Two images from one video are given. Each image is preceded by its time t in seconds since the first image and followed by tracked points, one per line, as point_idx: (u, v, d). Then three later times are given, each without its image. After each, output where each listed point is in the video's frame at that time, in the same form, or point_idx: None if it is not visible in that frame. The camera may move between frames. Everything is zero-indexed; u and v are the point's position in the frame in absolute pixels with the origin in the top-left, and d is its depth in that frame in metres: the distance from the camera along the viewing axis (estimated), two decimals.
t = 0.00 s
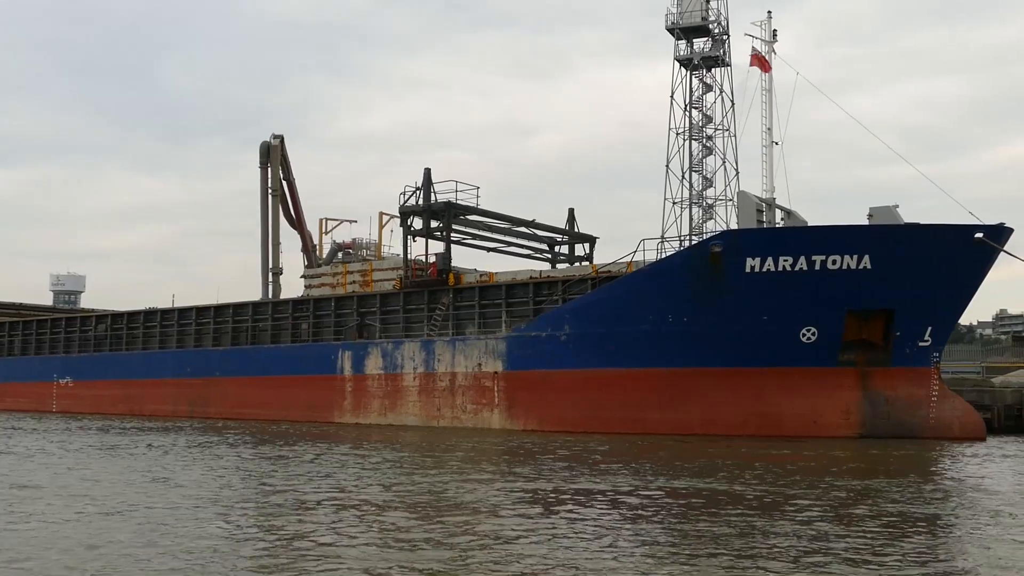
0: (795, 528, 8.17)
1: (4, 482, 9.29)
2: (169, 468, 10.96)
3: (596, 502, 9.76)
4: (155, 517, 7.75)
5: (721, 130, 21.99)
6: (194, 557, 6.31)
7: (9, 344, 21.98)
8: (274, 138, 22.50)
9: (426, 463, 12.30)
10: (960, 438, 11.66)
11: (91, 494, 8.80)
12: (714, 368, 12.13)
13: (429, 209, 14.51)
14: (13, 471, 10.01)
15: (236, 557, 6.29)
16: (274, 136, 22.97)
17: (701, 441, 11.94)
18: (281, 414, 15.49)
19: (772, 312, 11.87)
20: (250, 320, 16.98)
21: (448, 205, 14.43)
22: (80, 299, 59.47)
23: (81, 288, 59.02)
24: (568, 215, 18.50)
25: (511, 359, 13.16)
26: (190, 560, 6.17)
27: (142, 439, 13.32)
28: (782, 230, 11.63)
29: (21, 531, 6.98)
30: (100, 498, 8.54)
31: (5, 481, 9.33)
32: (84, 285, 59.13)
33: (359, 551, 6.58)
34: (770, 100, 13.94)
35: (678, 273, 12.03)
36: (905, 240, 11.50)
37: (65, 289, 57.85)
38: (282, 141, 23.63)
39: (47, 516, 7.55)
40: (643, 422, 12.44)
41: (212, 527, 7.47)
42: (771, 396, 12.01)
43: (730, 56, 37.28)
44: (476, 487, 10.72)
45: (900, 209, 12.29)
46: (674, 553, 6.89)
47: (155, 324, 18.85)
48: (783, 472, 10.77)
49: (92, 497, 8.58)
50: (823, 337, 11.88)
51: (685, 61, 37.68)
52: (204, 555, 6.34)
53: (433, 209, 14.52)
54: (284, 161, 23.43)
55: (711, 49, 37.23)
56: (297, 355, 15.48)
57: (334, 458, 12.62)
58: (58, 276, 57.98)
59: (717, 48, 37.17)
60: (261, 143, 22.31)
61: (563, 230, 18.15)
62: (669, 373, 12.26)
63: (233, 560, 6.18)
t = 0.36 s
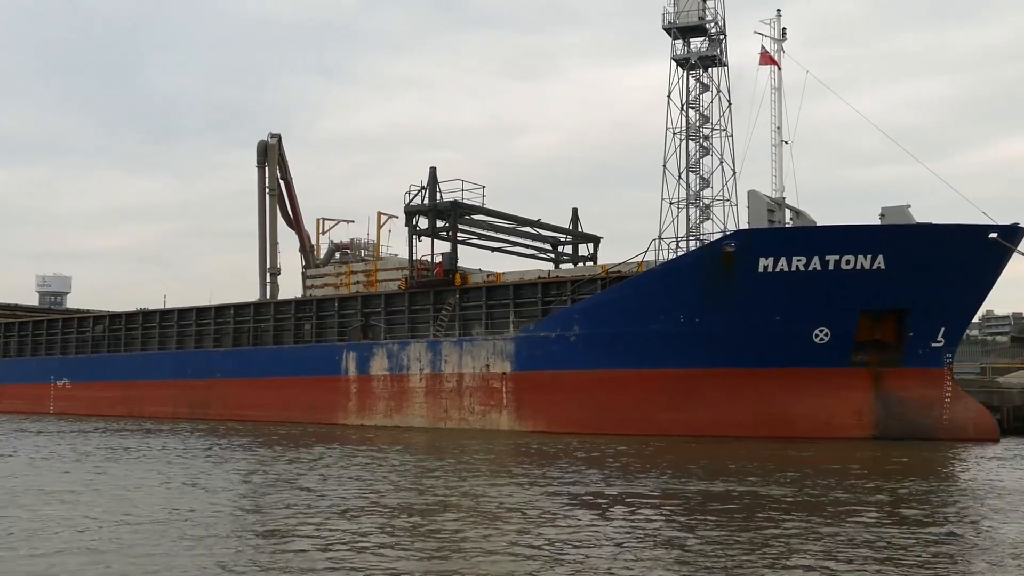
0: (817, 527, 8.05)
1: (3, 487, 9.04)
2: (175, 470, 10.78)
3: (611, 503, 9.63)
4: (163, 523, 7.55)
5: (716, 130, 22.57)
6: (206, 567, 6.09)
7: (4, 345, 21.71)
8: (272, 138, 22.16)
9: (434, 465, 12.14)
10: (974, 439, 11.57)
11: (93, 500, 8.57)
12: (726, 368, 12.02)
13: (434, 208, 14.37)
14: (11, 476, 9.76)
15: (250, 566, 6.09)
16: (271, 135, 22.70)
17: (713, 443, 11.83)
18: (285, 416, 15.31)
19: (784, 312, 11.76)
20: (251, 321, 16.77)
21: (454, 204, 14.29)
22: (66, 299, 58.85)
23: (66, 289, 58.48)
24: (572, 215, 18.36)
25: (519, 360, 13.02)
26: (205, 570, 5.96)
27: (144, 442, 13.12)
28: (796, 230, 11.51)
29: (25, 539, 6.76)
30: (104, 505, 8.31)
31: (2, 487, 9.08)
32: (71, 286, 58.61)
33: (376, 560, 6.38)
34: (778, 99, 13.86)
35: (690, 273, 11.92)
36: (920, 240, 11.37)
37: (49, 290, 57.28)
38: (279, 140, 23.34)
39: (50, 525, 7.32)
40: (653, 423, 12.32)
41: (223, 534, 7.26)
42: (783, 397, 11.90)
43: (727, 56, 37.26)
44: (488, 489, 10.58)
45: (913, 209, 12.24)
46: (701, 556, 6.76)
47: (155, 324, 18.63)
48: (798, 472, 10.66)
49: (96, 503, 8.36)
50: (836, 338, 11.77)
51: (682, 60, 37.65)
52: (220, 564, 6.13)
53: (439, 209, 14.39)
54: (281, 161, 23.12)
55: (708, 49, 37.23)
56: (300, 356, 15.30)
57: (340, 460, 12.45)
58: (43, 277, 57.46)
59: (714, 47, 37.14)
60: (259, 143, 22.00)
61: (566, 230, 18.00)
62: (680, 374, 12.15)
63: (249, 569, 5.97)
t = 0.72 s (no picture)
0: (841, 529, 7.97)
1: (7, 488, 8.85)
2: (184, 470, 10.62)
3: (628, 503, 9.52)
4: (176, 525, 7.38)
5: (715, 128, 24.16)
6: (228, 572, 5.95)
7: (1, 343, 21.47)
8: (272, 134, 21.86)
9: (445, 465, 12.00)
10: (988, 439, 11.50)
11: (102, 501, 8.39)
12: (740, 368, 11.92)
13: (442, 205, 14.22)
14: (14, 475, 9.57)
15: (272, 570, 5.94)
16: (271, 131, 22.44)
17: (726, 443, 11.73)
18: (290, 415, 15.14)
19: (799, 311, 11.66)
20: (255, 319, 16.59)
21: (463, 202, 14.14)
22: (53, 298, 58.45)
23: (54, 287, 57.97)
24: (576, 213, 18.23)
25: (530, 359, 12.90)
26: (226, 575, 5.80)
27: (150, 442, 12.96)
28: (812, 228, 11.41)
29: (37, 543, 6.59)
30: (113, 507, 8.14)
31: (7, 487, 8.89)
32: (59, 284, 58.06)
33: (398, 563, 6.23)
34: (789, 96, 13.76)
35: (705, 271, 11.80)
36: (937, 238, 11.27)
37: (38, 287, 56.78)
38: (279, 136, 23.09)
39: (60, 527, 7.15)
40: (665, 422, 12.20)
41: (239, 537, 7.10)
42: (797, 397, 11.80)
43: (726, 54, 37.20)
44: (502, 489, 10.47)
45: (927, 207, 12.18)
46: (731, 559, 6.66)
47: (155, 322, 18.41)
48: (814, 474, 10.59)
49: (104, 505, 8.19)
50: (851, 337, 11.68)
51: (681, 58, 37.59)
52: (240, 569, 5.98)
53: (447, 206, 14.24)
54: (281, 157, 22.84)
55: (707, 47, 37.20)
56: (306, 355, 15.13)
57: (348, 459, 12.30)
58: (31, 275, 56.97)
59: (713, 45, 37.08)
60: (258, 139, 21.72)
61: (572, 227, 17.87)
62: (693, 374, 12.05)
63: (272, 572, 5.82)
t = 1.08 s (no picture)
0: (859, 531, 7.86)
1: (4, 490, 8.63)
2: (189, 471, 10.46)
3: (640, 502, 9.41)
4: (183, 528, 7.22)
5: (710, 125, 26.09)
6: None
7: None
8: (269, 130, 21.56)
9: (452, 464, 11.87)
10: (998, 438, 11.40)
11: (102, 503, 8.18)
12: (750, 366, 11.83)
13: (447, 202, 14.07)
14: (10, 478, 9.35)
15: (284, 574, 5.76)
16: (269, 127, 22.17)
17: (737, 442, 11.64)
18: (292, 415, 14.97)
19: (811, 309, 11.58)
20: (255, 317, 16.41)
21: (468, 199, 13.99)
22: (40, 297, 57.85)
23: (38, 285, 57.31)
24: (579, 210, 18.12)
25: (537, 358, 12.79)
26: None
27: (151, 442, 12.78)
28: (824, 225, 11.32)
29: (42, 547, 6.42)
30: (115, 508, 7.95)
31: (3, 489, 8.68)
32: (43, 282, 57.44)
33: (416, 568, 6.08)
34: (797, 93, 13.72)
35: (716, 269, 11.70)
36: (949, 236, 11.18)
37: (20, 286, 56.20)
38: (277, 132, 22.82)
39: (62, 530, 6.95)
40: (674, 422, 12.11)
41: (247, 539, 6.92)
42: (807, 396, 11.73)
43: (722, 51, 37.13)
44: (512, 488, 10.34)
45: (936, 204, 12.21)
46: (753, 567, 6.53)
47: (153, 320, 18.19)
48: (825, 472, 10.50)
49: (104, 507, 7.99)
50: (862, 336, 11.61)
51: (677, 55, 37.53)
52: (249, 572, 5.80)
53: (452, 203, 14.09)
54: (279, 153, 22.55)
55: (702, 45, 37.17)
56: (308, 353, 14.96)
57: (354, 459, 12.15)
58: (16, 274, 56.29)
59: (709, 42, 37.02)
60: (256, 135, 21.45)
61: (575, 224, 17.75)
62: (703, 373, 11.96)
63: None
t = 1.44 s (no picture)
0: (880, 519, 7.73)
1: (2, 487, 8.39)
2: (191, 468, 10.30)
3: (652, 498, 9.27)
4: (191, 522, 7.07)
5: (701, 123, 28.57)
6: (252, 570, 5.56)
7: None
8: (264, 125, 21.29)
9: (456, 461, 11.73)
10: (1005, 435, 11.37)
11: (105, 499, 7.96)
12: (758, 363, 11.75)
13: (449, 198, 13.92)
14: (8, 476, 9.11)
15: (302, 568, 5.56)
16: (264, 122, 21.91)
17: (744, 439, 11.57)
18: (291, 413, 14.78)
19: (818, 306, 11.52)
20: (252, 314, 16.21)
21: (470, 194, 13.84)
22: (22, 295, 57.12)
23: (16, 283, 56.82)
24: (578, 206, 17.99)
25: (542, 355, 12.68)
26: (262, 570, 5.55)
27: (148, 440, 12.57)
28: (833, 222, 11.25)
29: (48, 541, 6.25)
30: (118, 505, 7.74)
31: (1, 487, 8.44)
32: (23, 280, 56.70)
33: (437, 561, 5.90)
34: (801, 89, 13.67)
35: (723, 265, 11.62)
36: (958, 233, 11.11)
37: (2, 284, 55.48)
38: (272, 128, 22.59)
39: (66, 525, 6.73)
40: (680, 419, 12.02)
41: (258, 536, 6.72)
42: (814, 393, 11.68)
43: (714, 48, 37.11)
44: (519, 483, 10.22)
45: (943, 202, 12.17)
46: (780, 550, 6.38)
47: (146, 317, 17.94)
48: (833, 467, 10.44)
49: (108, 503, 7.77)
50: (870, 332, 11.55)
51: (669, 52, 37.47)
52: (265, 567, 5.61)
53: (454, 198, 13.94)
54: (274, 148, 22.30)
55: (694, 41, 37.13)
56: (307, 350, 14.77)
57: (355, 456, 11.99)
58: None
59: (700, 39, 36.97)
60: (251, 130, 21.19)
61: (574, 221, 17.63)
62: (709, 370, 11.88)
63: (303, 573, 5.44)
